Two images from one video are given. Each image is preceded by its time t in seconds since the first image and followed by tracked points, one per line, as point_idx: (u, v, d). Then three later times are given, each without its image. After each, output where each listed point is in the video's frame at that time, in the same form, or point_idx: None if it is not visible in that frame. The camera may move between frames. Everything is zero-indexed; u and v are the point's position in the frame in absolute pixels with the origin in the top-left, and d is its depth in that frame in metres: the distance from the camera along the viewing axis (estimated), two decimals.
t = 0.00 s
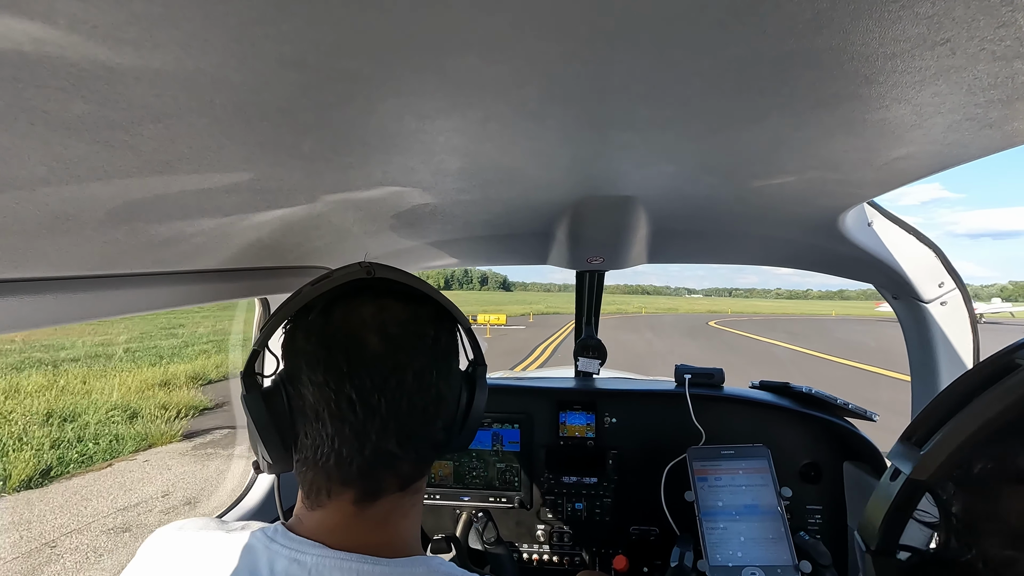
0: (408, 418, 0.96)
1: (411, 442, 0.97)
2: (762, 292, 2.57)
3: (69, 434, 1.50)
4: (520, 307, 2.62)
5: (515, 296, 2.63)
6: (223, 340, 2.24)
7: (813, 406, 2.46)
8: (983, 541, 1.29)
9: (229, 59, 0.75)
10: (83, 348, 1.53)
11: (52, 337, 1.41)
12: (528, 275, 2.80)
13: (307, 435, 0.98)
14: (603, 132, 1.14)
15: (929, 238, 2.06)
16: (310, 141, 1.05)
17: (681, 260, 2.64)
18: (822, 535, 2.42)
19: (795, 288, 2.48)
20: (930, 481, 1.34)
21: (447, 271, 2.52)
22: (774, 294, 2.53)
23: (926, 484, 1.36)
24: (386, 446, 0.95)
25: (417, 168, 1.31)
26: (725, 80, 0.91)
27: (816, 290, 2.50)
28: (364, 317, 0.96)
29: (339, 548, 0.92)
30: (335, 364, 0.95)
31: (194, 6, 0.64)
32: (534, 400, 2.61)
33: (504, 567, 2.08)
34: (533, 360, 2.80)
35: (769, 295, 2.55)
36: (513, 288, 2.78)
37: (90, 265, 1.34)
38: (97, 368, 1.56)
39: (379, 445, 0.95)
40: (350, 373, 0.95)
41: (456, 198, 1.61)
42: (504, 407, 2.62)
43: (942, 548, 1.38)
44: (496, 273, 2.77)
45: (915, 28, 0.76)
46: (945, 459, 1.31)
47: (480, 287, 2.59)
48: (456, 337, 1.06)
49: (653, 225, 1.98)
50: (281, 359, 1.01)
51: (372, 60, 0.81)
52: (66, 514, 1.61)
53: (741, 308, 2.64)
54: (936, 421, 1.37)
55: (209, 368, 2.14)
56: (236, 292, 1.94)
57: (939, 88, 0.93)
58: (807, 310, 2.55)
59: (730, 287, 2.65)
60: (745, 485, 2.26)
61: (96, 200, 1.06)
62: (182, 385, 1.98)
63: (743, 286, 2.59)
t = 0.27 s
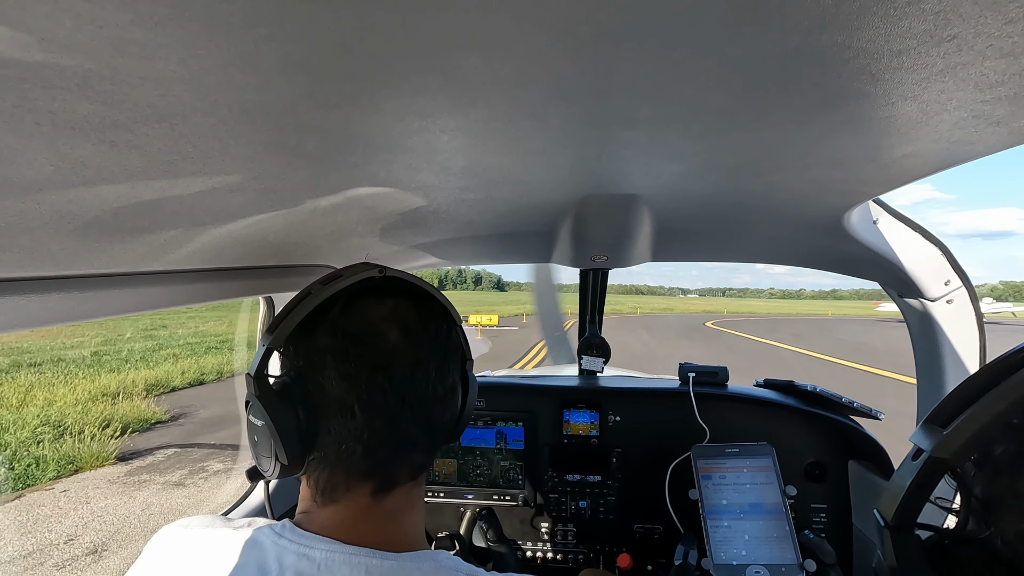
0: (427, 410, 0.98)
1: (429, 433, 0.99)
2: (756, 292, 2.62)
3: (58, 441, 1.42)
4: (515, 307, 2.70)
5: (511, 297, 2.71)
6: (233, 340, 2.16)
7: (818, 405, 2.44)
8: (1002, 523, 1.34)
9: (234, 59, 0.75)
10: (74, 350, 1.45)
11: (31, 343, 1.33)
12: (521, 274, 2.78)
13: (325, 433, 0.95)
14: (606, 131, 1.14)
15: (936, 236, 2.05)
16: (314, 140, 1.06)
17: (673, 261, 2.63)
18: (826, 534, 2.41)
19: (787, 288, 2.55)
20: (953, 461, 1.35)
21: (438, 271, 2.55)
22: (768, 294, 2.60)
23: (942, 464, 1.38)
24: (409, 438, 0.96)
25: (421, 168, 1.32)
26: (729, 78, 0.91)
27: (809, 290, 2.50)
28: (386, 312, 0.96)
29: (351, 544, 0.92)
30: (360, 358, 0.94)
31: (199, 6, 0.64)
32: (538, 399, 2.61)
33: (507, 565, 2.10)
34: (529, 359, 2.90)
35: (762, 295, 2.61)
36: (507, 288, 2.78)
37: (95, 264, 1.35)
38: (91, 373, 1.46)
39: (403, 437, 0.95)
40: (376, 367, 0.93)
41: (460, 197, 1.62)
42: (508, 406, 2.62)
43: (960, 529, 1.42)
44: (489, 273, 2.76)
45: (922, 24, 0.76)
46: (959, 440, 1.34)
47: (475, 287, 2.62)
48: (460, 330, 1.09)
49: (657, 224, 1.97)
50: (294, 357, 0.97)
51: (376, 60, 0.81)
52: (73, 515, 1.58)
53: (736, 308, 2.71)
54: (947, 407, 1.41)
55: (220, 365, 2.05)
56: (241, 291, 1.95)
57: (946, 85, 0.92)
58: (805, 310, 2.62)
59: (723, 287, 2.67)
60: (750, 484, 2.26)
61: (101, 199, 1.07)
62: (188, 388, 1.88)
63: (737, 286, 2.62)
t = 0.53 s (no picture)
0: (432, 406, 1.00)
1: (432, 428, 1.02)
2: (751, 292, 2.66)
3: (47, 456, 1.32)
4: (508, 307, 2.65)
5: (506, 296, 2.68)
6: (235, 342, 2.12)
7: (821, 406, 2.43)
8: None
9: (237, 62, 0.76)
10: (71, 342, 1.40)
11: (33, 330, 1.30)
12: (518, 274, 2.80)
13: (335, 435, 0.95)
14: (609, 132, 1.14)
15: (940, 237, 2.04)
16: (317, 142, 1.06)
17: (670, 262, 2.62)
18: (830, 536, 2.40)
19: (782, 288, 2.58)
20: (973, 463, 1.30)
21: (433, 272, 2.62)
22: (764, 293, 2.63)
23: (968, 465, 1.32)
24: (416, 434, 0.98)
25: (423, 169, 1.32)
26: (732, 79, 0.91)
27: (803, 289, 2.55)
28: (394, 312, 0.97)
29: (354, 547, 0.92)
30: (370, 357, 0.94)
31: (203, 10, 0.64)
32: (541, 400, 2.61)
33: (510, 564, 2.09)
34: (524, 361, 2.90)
35: (757, 295, 2.65)
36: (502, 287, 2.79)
37: (99, 265, 1.35)
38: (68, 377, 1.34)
39: (411, 434, 0.97)
40: (385, 366, 0.95)
41: (462, 198, 1.62)
42: (510, 407, 2.62)
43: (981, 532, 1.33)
44: (484, 273, 2.77)
45: (924, 25, 0.76)
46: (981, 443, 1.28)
47: (469, 287, 2.66)
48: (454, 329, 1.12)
49: (659, 224, 1.97)
50: (301, 360, 0.97)
51: (379, 62, 0.81)
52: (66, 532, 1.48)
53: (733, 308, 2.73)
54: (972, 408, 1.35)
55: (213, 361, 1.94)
56: (244, 293, 1.95)
57: (949, 85, 0.92)
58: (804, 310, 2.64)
59: (719, 286, 2.72)
60: (753, 485, 2.25)
61: (105, 201, 1.07)
62: (184, 388, 1.76)
63: (732, 286, 2.67)
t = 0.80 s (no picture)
0: (421, 401, 1.01)
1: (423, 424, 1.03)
2: (745, 292, 2.73)
3: None
4: (505, 308, 2.80)
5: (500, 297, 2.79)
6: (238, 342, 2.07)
7: (822, 404, 2.43)
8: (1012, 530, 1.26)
9: (237, 61, 0.76)
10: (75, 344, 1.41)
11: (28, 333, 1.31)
12: (514, 274, 2.79)
13: (325, 433, 0.95)
14: (609, 131, 1.14)
15: (940, 236, 2.03)
16: (317, 141, 1.06)
17: (665, 262, 2.60)
18: (830, 534, 2.41)
19: (776, 288, 2.62)
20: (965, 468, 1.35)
21: (428, 273, 2.63)
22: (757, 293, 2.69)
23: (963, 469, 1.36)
24: (407, 429, 0.99)
25: (423, 168, 1.32)
26: (732, 77, 0.91)
27: (798, 289, 2.56)
28: (381, 309, 0.98)
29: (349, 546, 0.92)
30: (359, 354, 0.94)
31: (202, 8, 0.64)
32: (541, 399, 2.61)
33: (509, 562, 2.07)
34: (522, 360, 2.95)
35: (751, 294, 2.71)
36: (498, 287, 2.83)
37: (100, 265, 1.35)
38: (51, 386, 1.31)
39: (401, 429, 0.98)
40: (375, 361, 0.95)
41: (462, 197, 1.62)
42: (510, 406, 2.62)
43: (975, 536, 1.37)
44: (480, 273, 2.77)
45: (924, 23, 0.76)
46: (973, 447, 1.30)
47: (465, 288, 2.70)
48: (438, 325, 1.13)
49: (660, 224, 1.97)
50: (288, 359, 0.96)
51: (379, 61, 0.81)
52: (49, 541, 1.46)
53: (728, 306, 2.85)
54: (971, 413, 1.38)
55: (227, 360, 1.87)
56: (244, 292, 1.95)
57: (949, 84, 0.92)
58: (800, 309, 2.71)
59: (714, 287, 2.75)
60: (753, 483, 2.26)
61: (106, 200, 1.07)
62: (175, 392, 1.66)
63: (727, 286, 2.74)
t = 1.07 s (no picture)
0: (401, 401, 1.00)
1: (404, 425, 1.01)
2: (739, 292, 2.73)
3: None
4: (499, 307, 2.79)
5: (496, 297, 2.81)
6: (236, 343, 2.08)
7: (822, 405, 2.44)
8: None
9: (236, 63, 0.76)
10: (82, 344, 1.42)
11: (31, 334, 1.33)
12: (508, 275, 2.81)
13: (300, 440, 0.94)
14: (608, 132, 1.14)
15: (939, 237, 2.04)
16: (317, 141, 1.06)
17: (661, 262, 2.62)
18: (830, 534, 2.41)
19: (771, 287, 2.67)
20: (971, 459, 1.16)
21: (422, 273, 2.67)
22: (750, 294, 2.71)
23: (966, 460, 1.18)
24: (385, 432, 0.98)
25: (422, 169, 1.32)
26: (730, 79, 0.91)
27: (791, 289, 2.60)
28: (350, 310, 0.97)
29: (335, 555, 0.92)
30: (329, 358, 0.94)
31: (201, 9, 0.64)
32: (540, 400, 2.61)
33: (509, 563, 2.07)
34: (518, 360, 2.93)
35: (745, 294, 2.73)
36: (493, 287, 2.85)
37: (98, 266, 1.35)
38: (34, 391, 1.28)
39: (379, 432, 0.97)
40: (346, 364, 0.94)
41: (461, 198, 1.61)
42: (509, 407, 2.62)
43: (981, 531, 1.20)
44: (476, 273, 2.80)
45: (922, 24, 0.76)
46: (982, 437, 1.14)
47: (461, 288, 2.76)
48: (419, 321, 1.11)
49: (658, 223, 1.96)
50: (257, 368, 0.96)
51: (378, 62, 0.81)
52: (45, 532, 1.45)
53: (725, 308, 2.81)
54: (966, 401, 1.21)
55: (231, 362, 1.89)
56: (243, 292, 1.94)
57: (947, 84, 0.92)
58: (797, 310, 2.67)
59: (708, 287, 2.77)
60: (751, 484, 2.26)
61: (104, 201, 1.07)
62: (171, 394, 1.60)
63: (721, 286, 2.74)
